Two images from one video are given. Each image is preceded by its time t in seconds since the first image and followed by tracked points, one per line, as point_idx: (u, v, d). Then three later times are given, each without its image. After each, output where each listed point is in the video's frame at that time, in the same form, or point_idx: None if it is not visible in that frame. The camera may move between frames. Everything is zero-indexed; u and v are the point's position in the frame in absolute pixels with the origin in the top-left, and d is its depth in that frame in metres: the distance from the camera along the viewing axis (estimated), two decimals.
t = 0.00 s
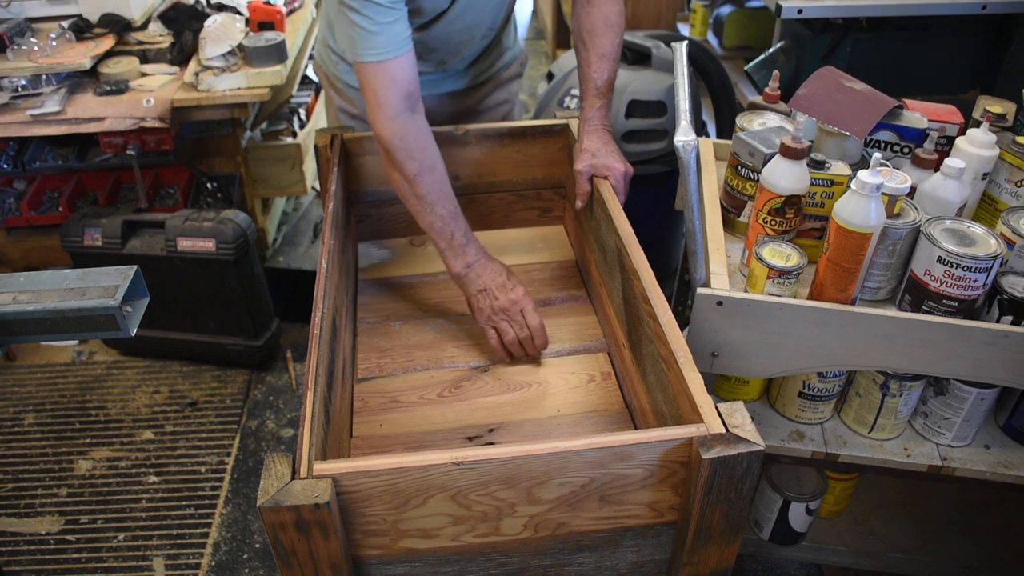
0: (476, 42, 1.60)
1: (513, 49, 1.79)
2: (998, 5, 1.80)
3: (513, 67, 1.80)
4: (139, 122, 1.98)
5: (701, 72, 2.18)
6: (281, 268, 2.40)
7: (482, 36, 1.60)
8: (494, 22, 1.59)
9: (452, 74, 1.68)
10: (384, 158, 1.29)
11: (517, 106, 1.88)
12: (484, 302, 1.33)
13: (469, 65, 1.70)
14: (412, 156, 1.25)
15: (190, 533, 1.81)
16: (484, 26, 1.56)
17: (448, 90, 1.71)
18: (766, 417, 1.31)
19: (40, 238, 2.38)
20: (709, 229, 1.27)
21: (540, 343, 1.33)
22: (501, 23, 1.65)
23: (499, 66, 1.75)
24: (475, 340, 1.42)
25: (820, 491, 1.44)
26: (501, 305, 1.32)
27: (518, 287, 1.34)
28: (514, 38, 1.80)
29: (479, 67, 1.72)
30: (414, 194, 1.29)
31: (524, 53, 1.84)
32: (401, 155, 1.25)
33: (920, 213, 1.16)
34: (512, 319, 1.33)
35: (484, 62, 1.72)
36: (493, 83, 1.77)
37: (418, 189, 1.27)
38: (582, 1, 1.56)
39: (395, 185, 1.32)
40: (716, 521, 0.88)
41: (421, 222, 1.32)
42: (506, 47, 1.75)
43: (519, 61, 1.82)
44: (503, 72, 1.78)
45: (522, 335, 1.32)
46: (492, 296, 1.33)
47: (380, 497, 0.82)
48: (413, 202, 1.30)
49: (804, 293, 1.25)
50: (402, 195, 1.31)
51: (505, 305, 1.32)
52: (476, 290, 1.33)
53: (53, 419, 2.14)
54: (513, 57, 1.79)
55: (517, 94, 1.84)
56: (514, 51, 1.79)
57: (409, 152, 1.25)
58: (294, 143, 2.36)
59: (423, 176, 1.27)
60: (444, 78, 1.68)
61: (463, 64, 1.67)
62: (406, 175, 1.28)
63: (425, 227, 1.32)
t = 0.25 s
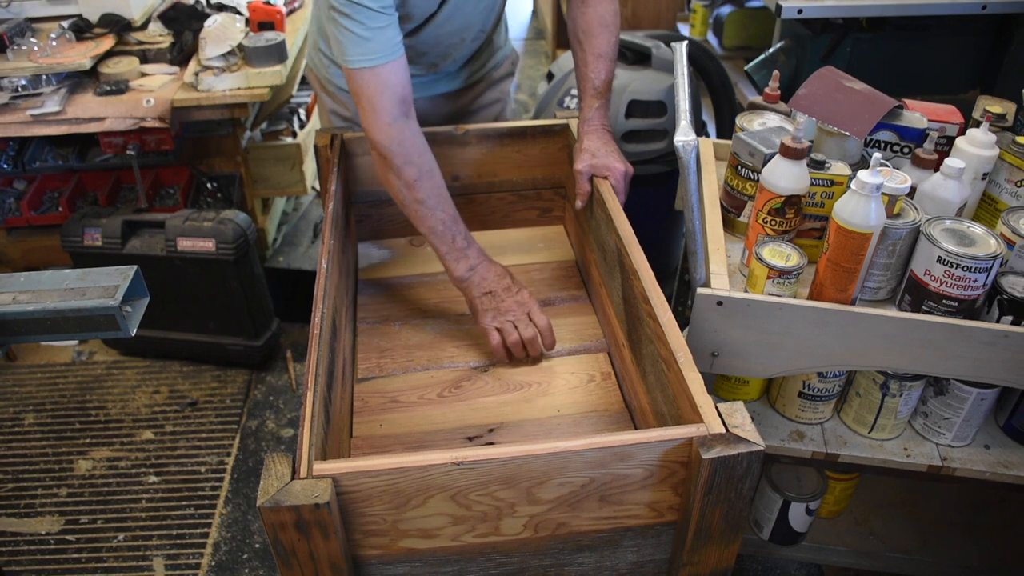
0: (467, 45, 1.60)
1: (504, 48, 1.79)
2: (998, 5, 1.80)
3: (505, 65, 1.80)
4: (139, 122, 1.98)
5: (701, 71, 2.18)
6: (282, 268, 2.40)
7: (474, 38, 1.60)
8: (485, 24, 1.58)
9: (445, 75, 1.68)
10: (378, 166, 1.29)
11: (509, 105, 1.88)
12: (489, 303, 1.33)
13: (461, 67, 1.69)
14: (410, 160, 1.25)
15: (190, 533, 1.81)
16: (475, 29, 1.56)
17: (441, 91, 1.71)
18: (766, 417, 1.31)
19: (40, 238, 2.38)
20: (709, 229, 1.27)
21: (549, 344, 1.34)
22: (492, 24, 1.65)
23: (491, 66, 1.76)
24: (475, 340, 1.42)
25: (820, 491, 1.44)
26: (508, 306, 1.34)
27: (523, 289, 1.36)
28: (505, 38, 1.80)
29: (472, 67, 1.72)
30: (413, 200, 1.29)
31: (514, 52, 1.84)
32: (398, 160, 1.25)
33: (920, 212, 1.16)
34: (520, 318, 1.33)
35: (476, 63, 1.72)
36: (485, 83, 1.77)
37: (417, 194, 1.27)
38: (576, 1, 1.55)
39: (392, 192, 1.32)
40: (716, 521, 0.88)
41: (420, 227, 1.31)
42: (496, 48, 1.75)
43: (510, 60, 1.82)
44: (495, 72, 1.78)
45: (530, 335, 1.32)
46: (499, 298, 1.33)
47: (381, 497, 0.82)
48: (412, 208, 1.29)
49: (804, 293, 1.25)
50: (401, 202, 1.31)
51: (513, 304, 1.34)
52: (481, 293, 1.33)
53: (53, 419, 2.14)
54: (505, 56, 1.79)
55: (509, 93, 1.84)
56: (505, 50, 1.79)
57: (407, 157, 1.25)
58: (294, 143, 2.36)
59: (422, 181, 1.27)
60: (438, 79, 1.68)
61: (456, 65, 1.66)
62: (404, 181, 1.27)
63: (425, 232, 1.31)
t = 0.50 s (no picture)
0: (466, 44, 1.60)
1: (501, 48, 1.78)
2: (1000, 4, 1.79)
3: (502, 64, 1.79)
4: (138, 121, 1.98)
5: (701, 71, 2.18)
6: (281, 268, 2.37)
7: (472, 38, 1.59)
8: (483, 23, 1.58)
9: (443, 75, 1.67)
10: (379, 167, 1.28)
11: (506, 105, 1.88)
12: (495, 305, 1.33)
13: (460, 67, 1.69)
14: (415, 162, 1.25)
15: (189, 534, 1.80)
16: (473, 28, 1.56)
17: (440, 92, 1.70)
18: (767, 417, 1.30)
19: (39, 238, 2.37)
20: (710, 228, 1.27)
21: (551, 349, 1.33)
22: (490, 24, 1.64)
23: (489, 65, 1.75)
24: (475, 340, 1.42)
25: (821, 491, 1.43)
26: (514, 308, 1.33)
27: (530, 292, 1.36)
28: (501, 37, 1.79)
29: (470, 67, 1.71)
30: (418, 201, 1.28)
31: (512, 52, 1.83)
32: (403, 162, 1.24)
33: (921, 212, 1.16)
34: (525, 322, 1.33)
35: (474, 62, 1.72)
36: (483, 83, 1.77)
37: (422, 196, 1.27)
38: (575, 0, 1.55)
39: (394, 194, 1.31)
40: (717, 522, 0.87)
41: (425, 229, 1.30)
42: (493, 48, 1.74)
43: (507, 59, 1.81)
44: (493, 72, 1.77)
45: (534, 339, 1.31)
46: (505, 301, 1.33)
47: (380, 497, 0.82)
48: (417, 211, 1.29)
49: (805, 293, 1.25)
50: (404, 206, 1.30)
51: (519, 307, 1.33)
52: (487, 294, 1.33)
53: (52, 420, 2.13)
54: (502, 55, 1.79)
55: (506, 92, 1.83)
56: (502, 50, 1.79)
57: (412, 159, 1.24)
58: (293, 142, 2.35)
59: (427, 183, 1.27)
60: (436, 79, 1.68)
61: (455, 65, 1.66)
62: (409, 183, 1.26)
63: (430, 234, 1.31)
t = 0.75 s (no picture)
0: (466, 45, 1.60)
1: (501, 49, 1.78)
2: (1001, 4, 1.79)
3: (503, 65, 1.79)
4: (138, 121, 1.97)
5: (701, 71, 2.18)
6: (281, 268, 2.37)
7: (472, 39, 1.59)
8: (483, 25, 1.58)
9: (444, 75, 1.67)
10: (378, 169, 1.28)
11: (507, 105, 1.87)
12: (495, 304, 1.33)
13: (460, 67, 1.69)
14: (414, 163, 1.25)
15: (189, 534, 1.80)
16: (473, 30, 1.55)
17: (440, 92, 1.70)
18: (767, 417, 1.30)
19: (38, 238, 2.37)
20: (710, 228, 1.27)
21: (549, 349, 1.34)
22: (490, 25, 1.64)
23: (490, 66, 1.75)
24: (475, 340, 1.41)
25: (821, 492, 1.43)
26: (514, 307, 1.33)
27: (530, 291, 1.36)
28: (502, 38, 1.79)
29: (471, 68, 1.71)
30: (418, 202, 1.28)
31: (513, 52, 1.83)
32: (402, 163, 1.24)
33: (922, 212, 1.16)
34: (524, 321, 1.33)
35: (475, 62, 1.72)
36: (483, 83, 1.76)
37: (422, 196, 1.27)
38: (575, 0, 1.55)
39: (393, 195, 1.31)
40: (717, 522, 0.87)
41: (425, 229, 1.30)
42: (494, 48, 1.74)
43: (508, 60, 1.81)
44: (493, 72, 1.77)
45: (533, 338, 1.31)
46: (505, 299, 1.33)
47: (380, 498, 0.82)
48: (417, 211, 1.28)
49: (805, 293, 1.25)
50: (404, 206, 1.30)
51: (518, 307, 1.33)
52: (487, 293, 1.33)
53: (52, 420, 2.13)
54: (502, 55, 1.79)
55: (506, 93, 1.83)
56: (503, 50, 1.79)
57: (411, 159, 1.24)
58: (293, 143, 2.35)
59: (427, 183, 1.27)
60: (436, 80, 1.68)
61: (455, 66, 1.66)
62: (408, 184, 1.26)
63: (430, 234, 1.31)
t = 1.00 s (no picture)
0: (465, 46, 1.59)
1: (504, 50, 1.78)
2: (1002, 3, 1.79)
3: (505, 66, 1.79)
4: (136, 121, 1.97)
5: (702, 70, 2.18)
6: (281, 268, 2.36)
7: (471, 40, 1.59)
8: (482, 26, 1.58)
9: (444, 75, 1.67)
10: (381, 166, 1.27)
11: (508, 106, 1.87)
12: (495, 305, 1.32)
13: (460, 67, 1.69)
14: (415, 160, 1.23)
15: (188, 535, 1.80)
16: (472, 31, 1.55)
17: (440, 92, 1.70)
18: (768, 418, 1.30)
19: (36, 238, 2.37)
20: (710, 228, 1.26)
21: (548, 351, 1.35)
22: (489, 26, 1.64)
23: (491, 66, 1.74)
24: (475, 340, 1.41)
25: (822, 492, 1.43)
26: (513, 309, 1.33)
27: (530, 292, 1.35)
28: (504, 38, 1.78)
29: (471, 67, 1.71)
30: (418, 199, 1.27)
31: (514, 52, 1.83)
32: (403, 160, 1.23)
33: (923, 212, 1.15)
34: (523, 323, 1.33)
35: (476, 62, 1.71)
36: (484, 84, 1.76)
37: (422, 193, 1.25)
38: None
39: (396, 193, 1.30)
40: (718, 523, 0.87)
41: (426, 227, 1.29)
42: (496, 48, 1.74)
43: (510, 61, 1.81)
44: (494, 73, 1.76)
45: (531, 341, 1.31)
46: (505, 301, 1.33)
47: (380, 498, 0.81)
48: (416, 208, 1.27)
49: (806, 293, 1.24)
50: (404, 203, 1.29)
51: (518, 308, 1.33)
52: (487, 294, 1.32)
53: (50, 420, 2.12)
54: (504, 56, 1.78)
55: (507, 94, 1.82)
56: (505, 51, 1.78)
57: (412, 156, 1.23)
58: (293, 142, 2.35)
59: (427, 180, 1.26)
60: (436, 80, 1.67)
61: (454, 66, 1.65)
62: (409, 182, 1.25)
63: (431, 232, 1.29)
